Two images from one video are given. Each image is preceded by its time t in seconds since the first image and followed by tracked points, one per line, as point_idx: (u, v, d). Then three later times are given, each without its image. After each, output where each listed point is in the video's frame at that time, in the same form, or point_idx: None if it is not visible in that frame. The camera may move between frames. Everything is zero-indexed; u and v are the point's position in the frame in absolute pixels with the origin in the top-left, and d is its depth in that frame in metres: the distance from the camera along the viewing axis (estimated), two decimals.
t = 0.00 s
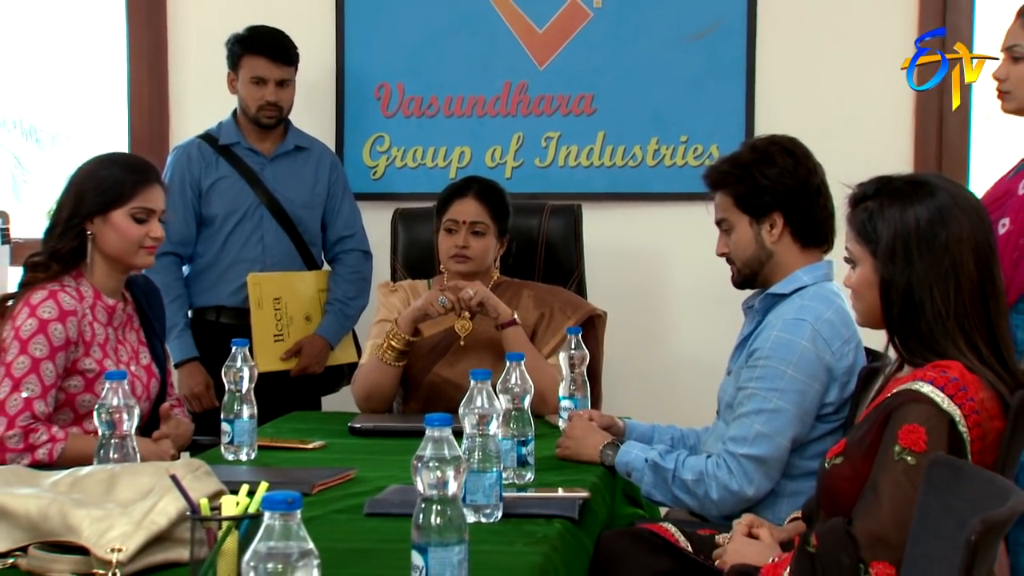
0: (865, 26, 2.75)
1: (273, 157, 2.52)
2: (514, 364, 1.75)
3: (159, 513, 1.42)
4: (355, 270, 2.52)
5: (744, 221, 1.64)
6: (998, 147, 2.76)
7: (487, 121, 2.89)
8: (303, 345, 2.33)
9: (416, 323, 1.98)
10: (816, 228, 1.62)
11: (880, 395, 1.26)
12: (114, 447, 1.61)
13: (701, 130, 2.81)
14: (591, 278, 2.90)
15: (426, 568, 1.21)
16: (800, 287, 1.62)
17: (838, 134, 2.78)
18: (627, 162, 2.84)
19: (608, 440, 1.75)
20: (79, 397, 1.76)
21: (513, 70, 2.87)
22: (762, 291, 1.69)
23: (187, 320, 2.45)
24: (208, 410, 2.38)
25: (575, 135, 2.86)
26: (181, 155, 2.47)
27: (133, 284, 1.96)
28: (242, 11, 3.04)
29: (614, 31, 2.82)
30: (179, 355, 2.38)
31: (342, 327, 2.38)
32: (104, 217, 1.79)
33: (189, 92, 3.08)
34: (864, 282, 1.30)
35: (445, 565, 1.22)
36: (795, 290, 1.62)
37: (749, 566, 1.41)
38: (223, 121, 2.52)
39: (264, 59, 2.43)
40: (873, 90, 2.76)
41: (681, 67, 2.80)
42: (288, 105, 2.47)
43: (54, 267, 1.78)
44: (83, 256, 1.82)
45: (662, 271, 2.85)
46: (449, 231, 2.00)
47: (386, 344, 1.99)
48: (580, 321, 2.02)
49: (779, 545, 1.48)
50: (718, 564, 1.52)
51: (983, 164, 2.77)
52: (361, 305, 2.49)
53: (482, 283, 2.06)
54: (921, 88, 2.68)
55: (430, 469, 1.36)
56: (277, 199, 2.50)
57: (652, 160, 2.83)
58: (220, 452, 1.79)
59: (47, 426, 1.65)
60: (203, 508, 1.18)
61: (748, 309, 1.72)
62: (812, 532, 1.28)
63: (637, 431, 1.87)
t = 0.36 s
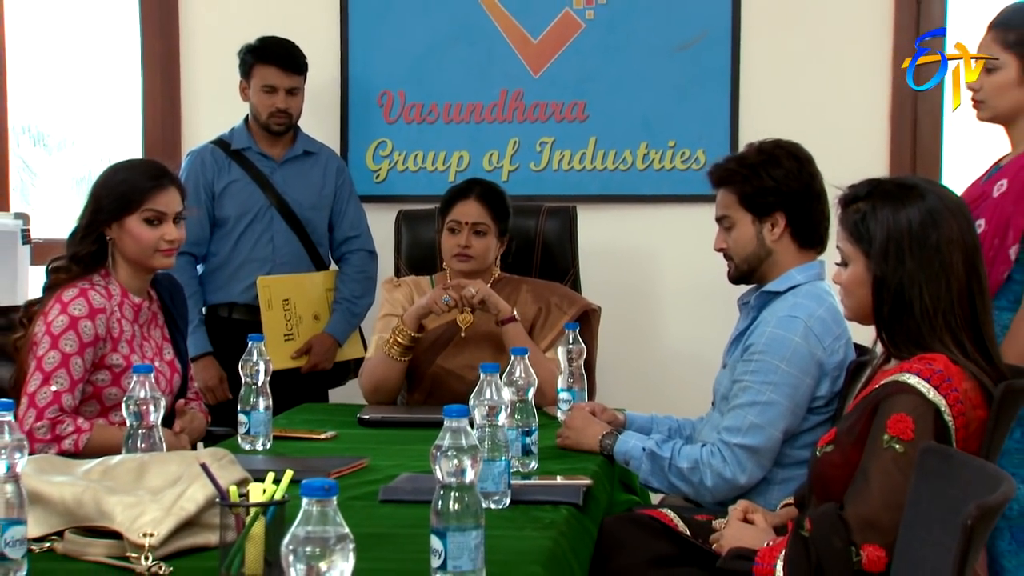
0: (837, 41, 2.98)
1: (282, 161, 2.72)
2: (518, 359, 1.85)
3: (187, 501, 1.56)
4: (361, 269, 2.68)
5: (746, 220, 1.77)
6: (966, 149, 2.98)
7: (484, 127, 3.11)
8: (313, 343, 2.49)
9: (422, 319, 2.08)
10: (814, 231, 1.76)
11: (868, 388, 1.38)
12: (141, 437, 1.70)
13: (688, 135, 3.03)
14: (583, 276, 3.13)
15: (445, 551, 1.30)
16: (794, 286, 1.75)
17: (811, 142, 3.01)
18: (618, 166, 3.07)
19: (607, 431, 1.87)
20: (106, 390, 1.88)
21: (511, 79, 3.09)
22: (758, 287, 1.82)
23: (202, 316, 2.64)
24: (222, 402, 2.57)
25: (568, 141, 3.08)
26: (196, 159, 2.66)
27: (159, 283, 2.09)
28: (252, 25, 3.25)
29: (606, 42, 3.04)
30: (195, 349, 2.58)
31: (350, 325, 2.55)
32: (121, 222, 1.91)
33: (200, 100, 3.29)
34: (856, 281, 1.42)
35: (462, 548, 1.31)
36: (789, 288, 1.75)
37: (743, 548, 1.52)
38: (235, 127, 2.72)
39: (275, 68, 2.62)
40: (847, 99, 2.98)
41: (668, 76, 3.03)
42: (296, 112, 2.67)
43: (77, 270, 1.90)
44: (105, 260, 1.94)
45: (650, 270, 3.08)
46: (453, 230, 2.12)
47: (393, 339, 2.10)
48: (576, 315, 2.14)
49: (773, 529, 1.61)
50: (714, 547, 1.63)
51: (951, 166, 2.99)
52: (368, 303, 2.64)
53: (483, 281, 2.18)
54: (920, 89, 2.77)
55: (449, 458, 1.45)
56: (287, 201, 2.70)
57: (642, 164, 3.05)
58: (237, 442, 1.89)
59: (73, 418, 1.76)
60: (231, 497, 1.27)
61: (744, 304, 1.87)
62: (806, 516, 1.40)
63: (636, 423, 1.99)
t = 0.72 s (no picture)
0: (815, 52, 3.17)
1: (290, 165, 2.90)
2: (520, 354, 1.98)
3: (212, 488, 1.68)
4: (364, 270, 2.87)
5: (748, 218, 1.94)
6: (940, 152, 3.18)
7: (481, 133, 3.29)
8: (322, 343, 2.68)
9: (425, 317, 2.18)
10: (806, 232, 1.94)
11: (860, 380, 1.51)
12: (165, 428, 1.78)
13: (675, 141, 3.22)
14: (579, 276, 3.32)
15: (460, 536, 1.41)
16: (780, 283, 1.91)
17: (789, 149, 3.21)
18: (608, 170, 3.25)
19: (603, 422, 1.98)
20: (125, 382, 1.96)
21: (507, 87, 3.28)
22: (748, 286, 1.99)
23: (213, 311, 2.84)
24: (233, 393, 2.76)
25: (561, 146, 3.26)
26: (208, 161, 2.85)
27: (174, 281, 2.17)
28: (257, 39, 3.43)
29: (598, 52, 3.22)
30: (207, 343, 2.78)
31: (356, 323, 2.73)
32: (126, 224, 1.97)
33: (209, 107, 3.47)
34: (845, 279, 1.55)
35: (476, 534, 1.41)
36: (776, 285, 1.91)
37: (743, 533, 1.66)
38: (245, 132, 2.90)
39: (284, 77, 2.79)
40: (825, 107, 3.18)
41: (658, 84, 3.21)
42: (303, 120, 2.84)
43: (91, 270, 1.98)
44: (116, 261, 2.01)
45: (639, 269, 3.26)
46: (454, 232, 2.24)
47: (396, 334, 2.20)
48: (571, 312, 2.26)
49: (765, 515, 1.76)
50: (710, 531, 1.75)
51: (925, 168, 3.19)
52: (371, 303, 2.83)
53: (483, 280, 2.31)
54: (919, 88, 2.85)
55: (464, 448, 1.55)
56: (294, 203, 2.88)
57: (632, 168, 3.23)
58: (252, 434, 1.97)
59: (94, 410, 1.83)
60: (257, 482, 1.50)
61: (732, 301, 2.03)
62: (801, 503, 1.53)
63: (630, 415, 2.10)
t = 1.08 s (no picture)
0: (799, 59, 3.33)
1: (298, 166, 3.06)
2: (525, 347, 2.08)
3: (236, 475, 1.76)
4: (368, 267, 3.02)
5: (744, 218, 2.05)
6: (918, 155, 3.33)
7: (481, 136, 3.48)
8: (330, 339, 2.80)
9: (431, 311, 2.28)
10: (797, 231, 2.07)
11: (857, 371, 1.62)
12: (187, 418, 1.88)
13: (666, 143, 3.39)
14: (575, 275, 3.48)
15: (475, 522, 1.49)
16: (772, 277, 2.03)
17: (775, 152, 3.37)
18: (603, 172, 3.42)
19: (603, 413, 2.09)
20: (139, 374, 2.00)
21: (506, 92, 3.45)
22: (740, 281, 2.11)
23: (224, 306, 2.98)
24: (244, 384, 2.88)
25: (557, 149, 3.44)
26: (219, 163, 3.00)
27: (183, 278, 2.22)
28: (266, 45, 3.62)
29: (592, 59, 3.40)
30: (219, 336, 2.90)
31: (361, 319, 2.88)
32: (139, 223, 2.02)
33: (221, 111, 3.66)
34: (840, 277, 1.65)
35: (490, 520, 1.49)
36: (768, 279, 2.03)
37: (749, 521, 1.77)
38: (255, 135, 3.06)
39: (293, 84, 2.94)
40: (806, 113, 3.34)
41: (650, 89, 3.38)
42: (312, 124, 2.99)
43: (105, 268, 2.01)
44: (128, 258, 2.05)
45: (631, 266, 3.43)
46: (458, 232, 2.35)
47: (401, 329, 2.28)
48: (571, 307, 2.38)
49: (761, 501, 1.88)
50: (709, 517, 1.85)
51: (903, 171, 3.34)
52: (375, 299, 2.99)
53: (485, 277, 2.42)
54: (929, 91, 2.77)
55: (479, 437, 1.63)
56: (302, 202, 3.03)
57: (625, 170, 3.41)
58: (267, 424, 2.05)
59: (115, 400, 1.88)
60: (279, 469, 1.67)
61: (725, 296, 2.15)
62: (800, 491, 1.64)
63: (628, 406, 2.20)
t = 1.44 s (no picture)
0: (784, 65, 3.46)
1: (304, 166, 3.18)
2: (528, 340, 2.17)
3: (255, 462, 1.83)
4: (370, 263, 3.15)
5: (735, 216, 2.17)
6: (897, 156, 3.48)
7: (480, 138, 3.60)
8: (334, 331, 2.98)
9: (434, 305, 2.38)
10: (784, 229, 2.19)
11: (849, 362, 1.72)
12: (207, 408, 1.97)
13: (657, 145, 3.51)
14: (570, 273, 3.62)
15: (487, 506, 1.59)
16: (761, 270, 2.14)
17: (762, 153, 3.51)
18: (596, 172, 3.54)
19: (601, 401, 2.20)
20: (160, 366, 2.10)
21: (504, 96, 3.57)
22: (730, 274, 2.22)
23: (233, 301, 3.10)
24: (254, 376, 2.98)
25: (553, 151, 3.55)
26: (228, 163, 3.13)
27: (200, 274, 2.31)
28: (278, 50, 3.73)
29: (586, 65, 3.52)
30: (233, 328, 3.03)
31: (364, 312, 3.05)
32: (158, 221, 2.10)
33: (232, 114, 3.77)
34: (829, 273, 1.76)
35: (501, 505, 1.60)
36: (757, 272, 2.15)
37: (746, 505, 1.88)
38: (263, 137, 3.19)
39: (298, 88, 3.07)
40: (790, 116, 3.48)
41: (642, 93, 3.51)
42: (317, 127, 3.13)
43: (125, 265, 2.10)
44: (148, 256, 2.14)
45: (623, 262, 3.56)
46: (460, 229, 2.47)
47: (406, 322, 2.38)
48: (567, 301, 2.49)
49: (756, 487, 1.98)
50: (706, 503, 1.97)
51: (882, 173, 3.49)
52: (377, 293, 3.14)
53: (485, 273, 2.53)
54: None
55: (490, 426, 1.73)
56: (308, 201, 3.16)
57: (617, 171, 3.53)
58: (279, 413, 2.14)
59: (135, 390, 1.97)
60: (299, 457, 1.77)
61: (716, 290, 2.27)
62: (794, 478, 1.74)
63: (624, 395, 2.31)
